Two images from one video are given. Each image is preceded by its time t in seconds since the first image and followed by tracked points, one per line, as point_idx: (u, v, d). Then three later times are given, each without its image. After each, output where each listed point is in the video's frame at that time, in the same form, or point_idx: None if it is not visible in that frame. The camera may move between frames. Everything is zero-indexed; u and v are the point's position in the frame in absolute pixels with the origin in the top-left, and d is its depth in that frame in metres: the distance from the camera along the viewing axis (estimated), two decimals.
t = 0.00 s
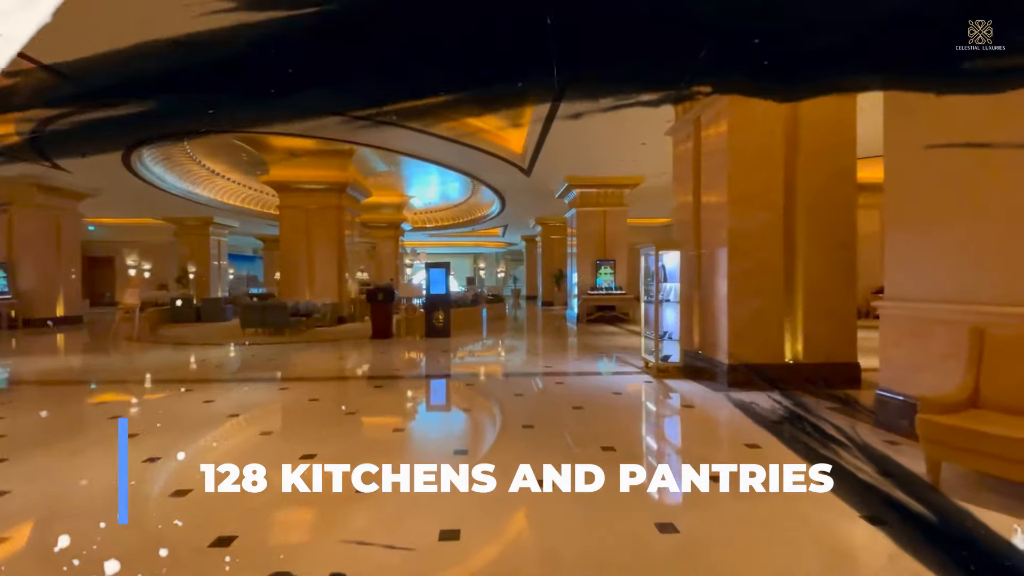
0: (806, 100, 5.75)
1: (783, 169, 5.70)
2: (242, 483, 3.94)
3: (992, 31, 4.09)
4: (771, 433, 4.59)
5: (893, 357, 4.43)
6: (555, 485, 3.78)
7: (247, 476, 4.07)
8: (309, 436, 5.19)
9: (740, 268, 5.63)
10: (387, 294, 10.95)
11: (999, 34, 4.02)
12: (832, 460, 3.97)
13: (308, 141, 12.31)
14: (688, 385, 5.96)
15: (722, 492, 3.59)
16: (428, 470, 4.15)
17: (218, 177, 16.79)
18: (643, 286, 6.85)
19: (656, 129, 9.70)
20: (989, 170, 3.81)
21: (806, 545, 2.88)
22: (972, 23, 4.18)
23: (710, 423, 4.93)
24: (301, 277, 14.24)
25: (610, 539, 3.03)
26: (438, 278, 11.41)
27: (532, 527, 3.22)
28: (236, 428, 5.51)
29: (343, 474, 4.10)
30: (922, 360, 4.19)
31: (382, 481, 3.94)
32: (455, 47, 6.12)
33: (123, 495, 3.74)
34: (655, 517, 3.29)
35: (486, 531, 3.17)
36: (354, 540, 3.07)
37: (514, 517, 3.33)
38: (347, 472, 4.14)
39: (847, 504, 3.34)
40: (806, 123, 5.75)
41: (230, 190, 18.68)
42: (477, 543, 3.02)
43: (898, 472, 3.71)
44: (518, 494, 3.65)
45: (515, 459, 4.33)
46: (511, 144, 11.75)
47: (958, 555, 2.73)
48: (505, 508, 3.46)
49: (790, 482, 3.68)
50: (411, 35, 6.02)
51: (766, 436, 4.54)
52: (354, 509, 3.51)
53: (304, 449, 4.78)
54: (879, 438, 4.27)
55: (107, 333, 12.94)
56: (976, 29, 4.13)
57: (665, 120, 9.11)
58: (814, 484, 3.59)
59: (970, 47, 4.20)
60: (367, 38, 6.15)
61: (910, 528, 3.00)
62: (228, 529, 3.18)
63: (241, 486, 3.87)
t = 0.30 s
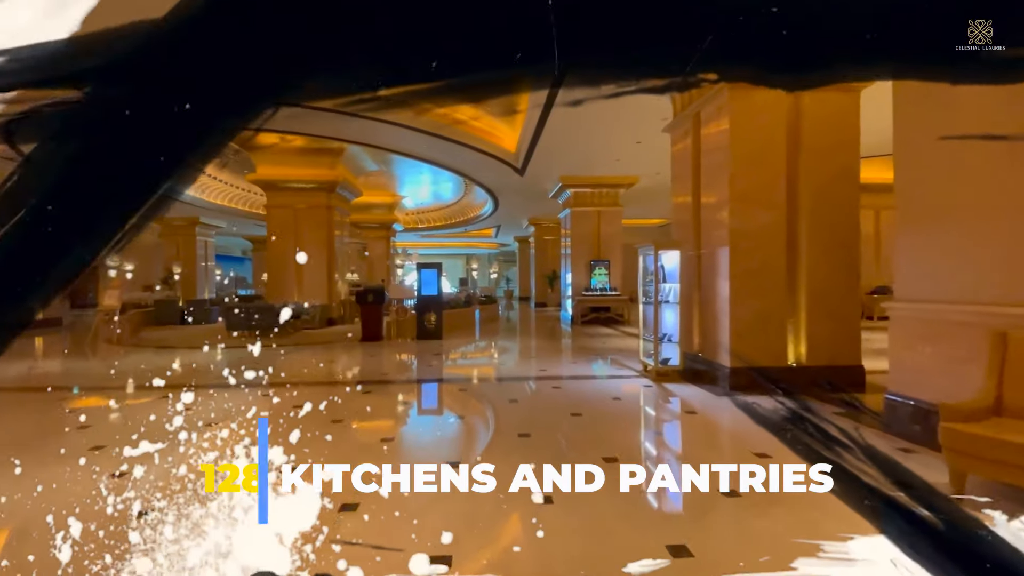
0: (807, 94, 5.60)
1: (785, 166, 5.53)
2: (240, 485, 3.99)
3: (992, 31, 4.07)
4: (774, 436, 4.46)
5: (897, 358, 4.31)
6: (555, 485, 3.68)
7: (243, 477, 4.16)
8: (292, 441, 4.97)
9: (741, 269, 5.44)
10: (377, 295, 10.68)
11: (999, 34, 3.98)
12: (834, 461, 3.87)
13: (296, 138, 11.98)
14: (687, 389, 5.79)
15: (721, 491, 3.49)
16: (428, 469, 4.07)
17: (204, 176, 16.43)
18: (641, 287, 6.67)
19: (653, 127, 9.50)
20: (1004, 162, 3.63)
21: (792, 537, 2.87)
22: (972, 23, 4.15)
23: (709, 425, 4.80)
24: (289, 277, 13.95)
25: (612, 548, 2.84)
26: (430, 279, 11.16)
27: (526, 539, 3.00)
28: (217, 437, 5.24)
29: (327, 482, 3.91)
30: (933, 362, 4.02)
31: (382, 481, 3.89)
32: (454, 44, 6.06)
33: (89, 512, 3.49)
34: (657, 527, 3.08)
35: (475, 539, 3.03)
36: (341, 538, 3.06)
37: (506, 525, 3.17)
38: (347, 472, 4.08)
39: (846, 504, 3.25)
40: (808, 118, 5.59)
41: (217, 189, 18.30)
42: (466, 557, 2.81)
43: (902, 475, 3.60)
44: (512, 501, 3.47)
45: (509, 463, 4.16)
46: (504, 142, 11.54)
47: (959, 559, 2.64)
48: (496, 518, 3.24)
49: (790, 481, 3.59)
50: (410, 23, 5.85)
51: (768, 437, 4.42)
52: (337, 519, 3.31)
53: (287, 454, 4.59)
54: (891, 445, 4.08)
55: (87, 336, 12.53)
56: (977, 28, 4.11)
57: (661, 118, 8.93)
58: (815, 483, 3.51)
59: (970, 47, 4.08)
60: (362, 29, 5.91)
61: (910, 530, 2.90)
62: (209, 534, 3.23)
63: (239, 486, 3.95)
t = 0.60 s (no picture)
0: (818, 89, 5.38)
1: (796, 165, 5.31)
2: (241, 484, 3.92)
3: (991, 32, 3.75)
4: (779, 438, 4.40)
5: (913, 362, 4.14)
6: (555, 485, 3.67)
7: (243, 477, 4.08)
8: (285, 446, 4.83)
9: (751, 272, 5.22)
10: (374, 298, 10.50)
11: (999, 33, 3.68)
12: (837, 463, 3.86)
13: (292, 138, 11.76)
14: (694, 396, 5.58)
15: (722, 491, 3.48)
16: (428, 467, 4.11)
17: (200, 177, 16.23)
18: (646, 290, 6.46)
19: (657, 127, 9.27)
20: None
21: (790, 537, 2.86)
22: (971, 23, 3.86)
23: (716, 434, 4.62)
24: (285, 279, 13.73)
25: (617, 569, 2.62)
26: (428, 282, 10.94)
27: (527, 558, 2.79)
28: (205, 444, 5.02)
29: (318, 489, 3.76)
30: (956, 368, 3.81)
31: (382, 481, 3.87)
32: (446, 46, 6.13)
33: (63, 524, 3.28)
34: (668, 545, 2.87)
35: (474, 543, 2.92)
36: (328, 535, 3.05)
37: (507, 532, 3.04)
38: (348, 471, 4.09)
39: (847, 503, 3.26)
40: (819, 115, 5.37)
41: (213, 190, 18.09)
42: None
43: (906, 478, 3.57)
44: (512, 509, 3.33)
45: (508, 472, 3.97)
46: (504, 142, 11.33)
47: (962, 561, 2.61)
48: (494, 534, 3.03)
49: (790, 481, 3.58)
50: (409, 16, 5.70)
51: (772, 439, 4.38)
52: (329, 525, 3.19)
53: (281, 459, 4.47)
54: (920, 461, 3.82)
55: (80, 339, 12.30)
56: (976, 29, 3.79)
57: (665, 117, 8.72)
58: (814, 484, 3.51)
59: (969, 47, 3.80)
60: (362, 35, 6.01)
61: (914, 532, 2.88)
62: (198, 530, 3.21)
63: (240, 486, 3.88)
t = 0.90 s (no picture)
0: (842, 81, 5.14)
1: (818, 161, 5.08)
2: (241, 484, 3.91)
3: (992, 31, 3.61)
4: (789, 441, 4.32)
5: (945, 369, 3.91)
6: (555, 485, 3.70)
7: (244, 477, 4.06)
8: (288, 448, 4.72)
9: (771, 273, 4.99)
10: (380, 300, 10.35)
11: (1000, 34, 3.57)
12: (843, 465, 3.85)
13: (298, 138, 11.65)
14: (710, 402, 5.38)
15: (722, 491, 3.52)
16: (429, 467, 4.12)
17: (206, 177, 16.20)
18: (661, 292, 6.28)
19: (668, 124, 9.05)
20: None
21: (789, 539, 2.87)
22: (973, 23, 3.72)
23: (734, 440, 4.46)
24: (292, 280, 13.57)
25: None
26: (434, 283, 10.76)
27: None
28: (206, 447, 4.90)
29: (322, 495, 3.66)
30: (994, 375, 3.56)
31: (382, 481, 3.89)
32: (442, 43, 5.46)
33: (49, 538, 3.15)
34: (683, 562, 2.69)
35: (481, 554, 2.83)
36: (320, 537, 3.07)
37: (515, 545, 2.92)
38: (347, 471, 4.10)
39: (850, 504, 3.27)
40: (843, 109, 5.13)
41: (220, 192, 18.06)
42: None
43: (916, 481, 3.54)
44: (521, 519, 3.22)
45: (511, 474, 3.94)
46: (512, 141, 11.13)
47: (968, 564, 2.60)
48: (500, 548, 2.88)
49: (790, 481, 3.63)
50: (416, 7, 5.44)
51: (780, 442, 4.31)
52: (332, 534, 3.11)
53: (285, 461, 4.38)
54: (959, 474, 3.60)
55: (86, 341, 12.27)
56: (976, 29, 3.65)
57: (677, 114, 8.51)
58: (814, 483, 3.55)
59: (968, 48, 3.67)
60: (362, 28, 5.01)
61: (921, 535, 2.88)
62: (191, 537, 3.13)
63: (241, 486, 3.87)
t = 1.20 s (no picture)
0: (873, 70, 4.87)
1: (847, 153, 4.82)
2: (241, 484, 3.89)
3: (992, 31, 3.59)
4: (799, 444, 4.22)
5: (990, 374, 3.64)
6: (555, 485, 3.64)
7: (243, 477, 4.03)
8: (294, 450, 4.61)
9: (797, 271, 4.74)
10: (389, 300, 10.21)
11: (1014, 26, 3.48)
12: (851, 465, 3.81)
13: (307, 137, 11.56)
14: (732, 408, 5.11)
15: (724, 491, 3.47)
16: (429, 467, 4.07)
17: (217, 178, 16.24)
18: (679, 293, 6.03)
19: (685, 119, 8.81)
20: None
21: (791, 541, 2.82)
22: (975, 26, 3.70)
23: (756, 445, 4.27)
24: (301, 282, 13.47)
25: None
26: (444, 284, 10.57)
27: None
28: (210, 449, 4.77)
29: (327, 498, 3.56)
30: None
31: (382, 481, 3.85)
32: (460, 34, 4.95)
33: (43, 545, 3.04)
34: None
35: (491, 559, 2.71)
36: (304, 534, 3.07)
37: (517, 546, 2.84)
38: (348, 471, 4.06)
39: (859, 506, 3.22)
40: (875, 99, 4.86)
41: (231, 193, 18.06)
42: None
43: (925, 481, 3.50)
44: (524, 522, 3.11)
45: (511, 474, 3.89)
46: (523, 139, 10.97)
47: (981, 570, 2.56)
48: (512, 561, 2.70)
49: (790, 482, 3.59)
50: None
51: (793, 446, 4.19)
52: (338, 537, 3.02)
53: (292, 462, 4.29)
54: (1010, 489, 3.34)
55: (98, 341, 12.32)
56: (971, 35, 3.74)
57: (693, 108, 8.27)
58: (815, 484, 3.51)
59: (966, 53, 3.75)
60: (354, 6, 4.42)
61: (930, 537, 2.83)
62: (190, 545, 3.01)
63: (240, 486, 3.85)
